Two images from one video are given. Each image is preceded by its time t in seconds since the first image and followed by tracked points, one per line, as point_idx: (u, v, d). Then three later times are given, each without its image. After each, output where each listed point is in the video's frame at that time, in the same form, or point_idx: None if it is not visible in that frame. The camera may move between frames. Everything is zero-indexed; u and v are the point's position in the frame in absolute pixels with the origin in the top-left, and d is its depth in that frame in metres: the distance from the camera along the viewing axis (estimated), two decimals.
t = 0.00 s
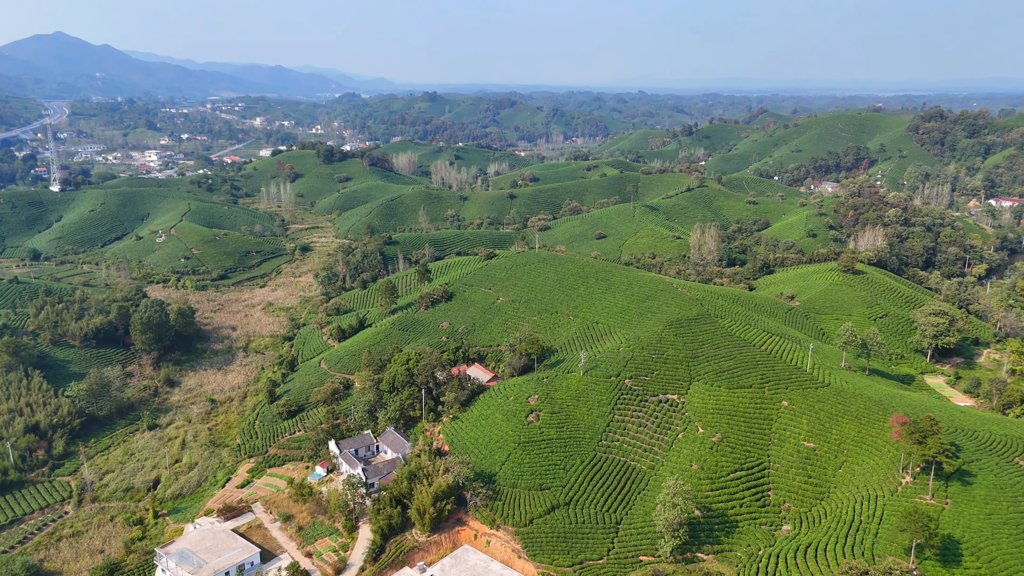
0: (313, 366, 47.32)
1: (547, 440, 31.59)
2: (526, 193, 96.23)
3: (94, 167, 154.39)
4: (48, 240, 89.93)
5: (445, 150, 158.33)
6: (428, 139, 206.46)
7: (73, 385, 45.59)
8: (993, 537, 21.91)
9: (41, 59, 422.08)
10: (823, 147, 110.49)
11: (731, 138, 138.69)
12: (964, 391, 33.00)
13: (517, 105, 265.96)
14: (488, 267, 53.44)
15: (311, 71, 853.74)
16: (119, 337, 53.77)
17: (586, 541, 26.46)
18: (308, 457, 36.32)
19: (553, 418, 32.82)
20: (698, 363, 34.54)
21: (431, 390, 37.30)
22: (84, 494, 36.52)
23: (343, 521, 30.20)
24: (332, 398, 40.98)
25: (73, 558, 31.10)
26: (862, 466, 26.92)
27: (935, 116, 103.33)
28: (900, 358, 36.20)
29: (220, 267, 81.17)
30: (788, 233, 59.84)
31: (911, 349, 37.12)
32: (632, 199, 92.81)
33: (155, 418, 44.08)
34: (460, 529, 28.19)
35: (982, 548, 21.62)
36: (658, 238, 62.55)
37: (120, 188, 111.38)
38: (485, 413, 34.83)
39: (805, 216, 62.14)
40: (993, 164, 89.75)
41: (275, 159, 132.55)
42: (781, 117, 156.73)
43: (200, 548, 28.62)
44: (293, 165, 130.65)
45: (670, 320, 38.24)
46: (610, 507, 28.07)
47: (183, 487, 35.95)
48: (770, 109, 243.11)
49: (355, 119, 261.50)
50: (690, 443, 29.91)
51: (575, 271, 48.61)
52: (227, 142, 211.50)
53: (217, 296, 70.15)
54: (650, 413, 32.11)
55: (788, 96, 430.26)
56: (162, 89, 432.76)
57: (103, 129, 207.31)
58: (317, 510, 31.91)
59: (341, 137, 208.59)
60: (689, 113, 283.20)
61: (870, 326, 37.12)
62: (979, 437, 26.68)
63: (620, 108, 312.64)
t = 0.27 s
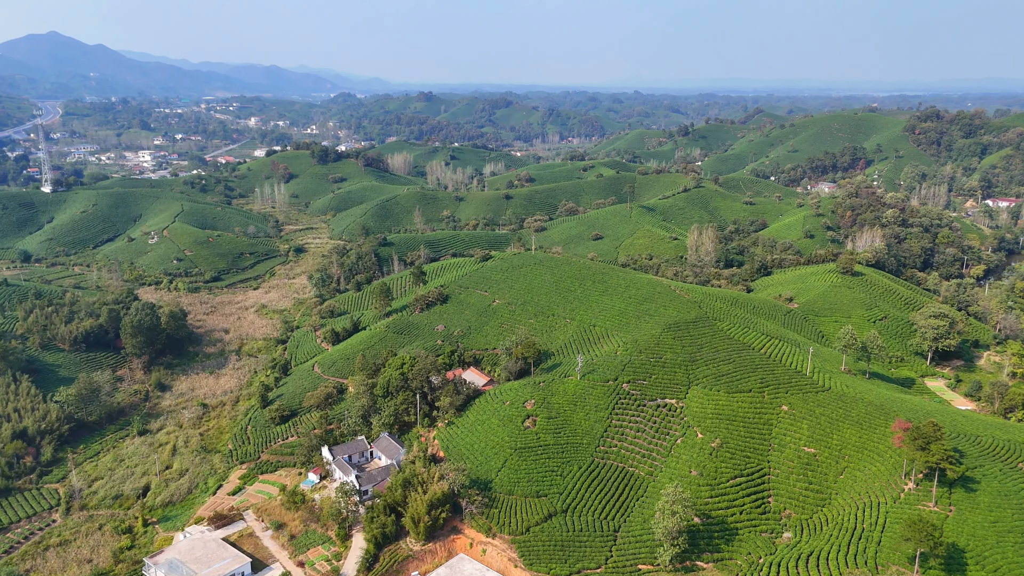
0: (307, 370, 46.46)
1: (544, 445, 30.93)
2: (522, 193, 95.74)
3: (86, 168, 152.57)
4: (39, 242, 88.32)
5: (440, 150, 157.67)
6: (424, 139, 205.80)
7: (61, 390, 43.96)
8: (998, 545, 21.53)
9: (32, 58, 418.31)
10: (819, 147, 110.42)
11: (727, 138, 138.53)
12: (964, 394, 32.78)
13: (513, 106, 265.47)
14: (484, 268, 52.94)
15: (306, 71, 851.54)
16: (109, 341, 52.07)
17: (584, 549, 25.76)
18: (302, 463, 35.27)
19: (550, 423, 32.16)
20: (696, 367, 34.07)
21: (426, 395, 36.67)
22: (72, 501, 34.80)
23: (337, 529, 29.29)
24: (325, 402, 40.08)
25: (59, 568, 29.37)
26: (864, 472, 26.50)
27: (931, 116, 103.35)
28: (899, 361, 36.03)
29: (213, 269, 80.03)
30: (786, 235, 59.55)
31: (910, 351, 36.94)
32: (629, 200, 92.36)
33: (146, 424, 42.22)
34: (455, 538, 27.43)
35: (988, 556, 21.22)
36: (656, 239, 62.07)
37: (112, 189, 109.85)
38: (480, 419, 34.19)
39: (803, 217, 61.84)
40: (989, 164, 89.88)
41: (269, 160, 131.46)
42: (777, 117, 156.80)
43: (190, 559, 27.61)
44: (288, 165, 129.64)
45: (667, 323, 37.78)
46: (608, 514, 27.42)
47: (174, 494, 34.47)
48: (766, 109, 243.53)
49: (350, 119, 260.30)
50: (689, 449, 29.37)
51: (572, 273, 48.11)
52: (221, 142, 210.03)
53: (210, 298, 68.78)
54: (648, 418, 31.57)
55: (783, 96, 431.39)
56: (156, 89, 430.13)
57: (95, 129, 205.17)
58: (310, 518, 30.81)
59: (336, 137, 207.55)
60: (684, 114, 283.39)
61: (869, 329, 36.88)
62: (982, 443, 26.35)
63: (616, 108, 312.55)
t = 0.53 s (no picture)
0: (302, 373, 45.87)
1: (542, 451, 30.37)
2: (519, 194, 95.31)
3: (80, 168, 151.45)
4: (32, 243, 87.35)
5: (438, 150, 157.11)
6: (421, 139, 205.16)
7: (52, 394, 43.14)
8: (1006, 554, 21.14)
9: (27, 58, 415.99)
10: (817, 147, 110.24)
11: (725, 138, 138.31)
12: (967, 397, 32.49)
13: (510, 105, 264.97)
14: (481, 270, 52.46)
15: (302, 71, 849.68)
16: (101, 344, 51.27)
17: (583, 557, 25.15)
18: (295, 469, 34.63)
19: (548, 429, 31.58)
20: (697, 371, 33.62)
21: (422, 400, 36.15)
22: (62, 509, 34.00)
23: (331, 537, 28.55)
24: (320, 407, 39.50)
25: None
26: (867, 478, 26.07)
27: (929, 116, 103.20)
28: (902, 364, 35.72)
29: (208, 271, 79.31)
30: (785, 236, 59.26)
31: (912, 354, 36.66)
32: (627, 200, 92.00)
33: (138, 429, 41.52)
34: (452, 546, 26.78)
35: (996, 566, 20.79)
36: (654, 240, 61.68)
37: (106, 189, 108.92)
38: (478, 424, 33.65)
39: (802, 217, 61.56)
40: (988, 164, 89.79)
41: (265, 160, 130.74)
42: (774, 117, 156.74)
43: (181, 569, 26.72)
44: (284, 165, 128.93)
45: (667, 326, 37.34)
46: (607, 521, 26.83)
47: (165, 501, 33.72)
48: (763, 109, 243.70)
49: (347, 119, 259.45)
50: (689, 454, 28.86)
51: (570, 275, 47.68)
52: (217, 142, 208.99)
53: (205, 300, 68.03)
54: (648, 423, 31.07)
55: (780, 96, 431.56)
56: (153, 89, 428.46)
57: (90, 129, 203.90)
58: (303, 526, 30.13)
59: (333, 137, 206.77)
60: (682, 114, 283.19)
61: (871, 332, 36.57)
62: (987, 448, 26.01)
63: (613, 107, 312.44)
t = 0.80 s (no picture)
0: (297, 377, 45.30)
1: (541, 457, 29.84)
2: (518, 194, 94.82)
3: (76, 168, 150.52)
4: (26, 245, 86.56)
5: (435, 150, 156.57)
6: (419, 139, 204.54)
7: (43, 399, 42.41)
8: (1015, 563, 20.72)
9: (23, 58, 414.25)
10: (816, 147, 109.99)
11: (723, 138, 138.01)
12: (971, 401, 32.13)
13: (508, 105, 264.43)
14: (479, 272, 51.96)
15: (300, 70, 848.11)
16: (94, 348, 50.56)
17: (582, 567, 24.61)
18: (290, 476, 34.03)
19: (547, 435, 31.07)
20: (697, 375, 33.17)
21: (419, 405, 35.60)
22: (52, 516, 33.27)
23: (326, 546, 27.91)
24: (315, 411, 38.94)
25: None
26: (872, 485, 25.64)
27: (929, 116, 102.88)
28: (905, 367, 35.37)
29: (203, 272, 78.65)
30: (785, 236, 58.89)
31: (915, 357, 36.32)
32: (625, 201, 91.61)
33: (131, 434, 40.90)
34: (450, 555, 26.17)
35: None
36: (653, 241, 61.28)
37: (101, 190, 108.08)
38: (475, 429, 33.11)
39: (802, 218, 61.23)
40: (988, 164, 89.58)
41: (262, 160, 130.03)
42: (773, 117, 156.53)
43: None
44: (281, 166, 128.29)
45: (667, 329, 36.90)
46: (607, 529, 26.29)
47: (158, 508, 33.03)
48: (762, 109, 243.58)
49: (345, 119, 258.69)
50: (690, 460, 28.37)
51: (569, 277, 47.21)
52: (214, 142, 208.10)
53: (200, 302, 67.36)
54: (648, 429, 30.59)
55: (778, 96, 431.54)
56: (150, 89, 427.23)
57: (86, 129, 202.81)
58: (298, 535, 29.49)
59: (331, 137, 206.05)
60: (680, 114, 282.95)
61: (873, 335, 36.25)
62: (993, 455, 25.64)
63: (611, 108, 312.22)
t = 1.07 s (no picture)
0: (293, 381, 44.78)
1: (540, 464, 29.33)
2: (516, 195, 94.27)
3: (72, 169, 149.59)
4: (20, 246, 85.77)
5: (434, 151, 155.96)
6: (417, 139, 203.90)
7: (34, 403, 41.74)
8: None
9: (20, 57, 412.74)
10: (815, 147, 109.69)
11: (722, 138, 137.67)
12: (976, 405, 31.72)
13: (507, 105, 263.90)
14: (477, 274, 51.47)
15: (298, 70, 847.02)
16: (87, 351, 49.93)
17: None
18: (285, 483, 33.44)
19: (547, 440, 30.57)
20: (699, 379, 32.68)
21: (416, 410, 35.12)
22: (42, 524, 32.59)
23: (321, 555, 27.30)
24: (311, 416, 38.42)
25: None
26: (877, 492, 25.19)
27: (929, 116, 102.59)
28: (909, 371, 34.96)
29: (199, 274, 77.99)
30: (785, 237, 58.49)
31: (918, 360, 35.95)
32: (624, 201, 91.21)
33: (124, 439, 40.28)
34: (447, 564, 25.59)
35: None
36: (652, 242, 60.83)
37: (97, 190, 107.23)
38: (474, 435, 32.60)
39: (802, 219, 60.85)
40: (988, 165, 89.28)
41: (259, 160, 129.35)
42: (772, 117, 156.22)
43: None
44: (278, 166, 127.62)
45: (668, 333, 36.44)
46: (607, 537, 25.73)
47: (150, 516, 32.42)
48: (761, 109, 243.37)
49: (343, 119, 257.91)
50: (692, 466, 27.89)
51: (568, 279, 46.75)
52: (211, 143, 207.18)
53: (195, 305, 66.76)
54: (649, 434, 30.10)
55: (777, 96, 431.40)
56: (149, 89, 425.98)
57: (82, 129, 201.77)
58: (293, 543, 28.88)
59: (329, 137, 205.32)
60: (679, 114, 282.61)
61: (876, 338, 35.91)
62: (999, 461, 25.25)
63: (610, 108, 311.87)
